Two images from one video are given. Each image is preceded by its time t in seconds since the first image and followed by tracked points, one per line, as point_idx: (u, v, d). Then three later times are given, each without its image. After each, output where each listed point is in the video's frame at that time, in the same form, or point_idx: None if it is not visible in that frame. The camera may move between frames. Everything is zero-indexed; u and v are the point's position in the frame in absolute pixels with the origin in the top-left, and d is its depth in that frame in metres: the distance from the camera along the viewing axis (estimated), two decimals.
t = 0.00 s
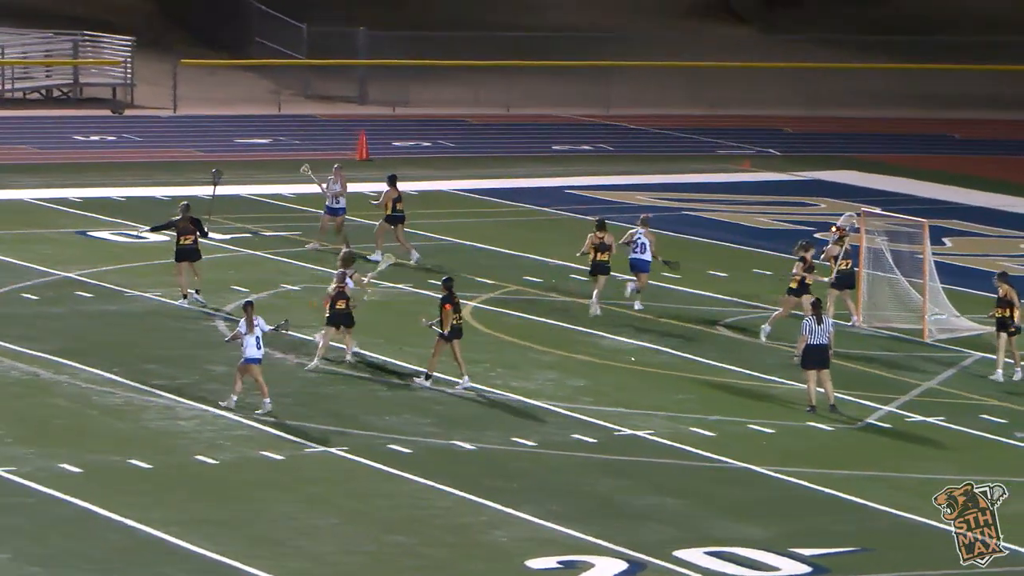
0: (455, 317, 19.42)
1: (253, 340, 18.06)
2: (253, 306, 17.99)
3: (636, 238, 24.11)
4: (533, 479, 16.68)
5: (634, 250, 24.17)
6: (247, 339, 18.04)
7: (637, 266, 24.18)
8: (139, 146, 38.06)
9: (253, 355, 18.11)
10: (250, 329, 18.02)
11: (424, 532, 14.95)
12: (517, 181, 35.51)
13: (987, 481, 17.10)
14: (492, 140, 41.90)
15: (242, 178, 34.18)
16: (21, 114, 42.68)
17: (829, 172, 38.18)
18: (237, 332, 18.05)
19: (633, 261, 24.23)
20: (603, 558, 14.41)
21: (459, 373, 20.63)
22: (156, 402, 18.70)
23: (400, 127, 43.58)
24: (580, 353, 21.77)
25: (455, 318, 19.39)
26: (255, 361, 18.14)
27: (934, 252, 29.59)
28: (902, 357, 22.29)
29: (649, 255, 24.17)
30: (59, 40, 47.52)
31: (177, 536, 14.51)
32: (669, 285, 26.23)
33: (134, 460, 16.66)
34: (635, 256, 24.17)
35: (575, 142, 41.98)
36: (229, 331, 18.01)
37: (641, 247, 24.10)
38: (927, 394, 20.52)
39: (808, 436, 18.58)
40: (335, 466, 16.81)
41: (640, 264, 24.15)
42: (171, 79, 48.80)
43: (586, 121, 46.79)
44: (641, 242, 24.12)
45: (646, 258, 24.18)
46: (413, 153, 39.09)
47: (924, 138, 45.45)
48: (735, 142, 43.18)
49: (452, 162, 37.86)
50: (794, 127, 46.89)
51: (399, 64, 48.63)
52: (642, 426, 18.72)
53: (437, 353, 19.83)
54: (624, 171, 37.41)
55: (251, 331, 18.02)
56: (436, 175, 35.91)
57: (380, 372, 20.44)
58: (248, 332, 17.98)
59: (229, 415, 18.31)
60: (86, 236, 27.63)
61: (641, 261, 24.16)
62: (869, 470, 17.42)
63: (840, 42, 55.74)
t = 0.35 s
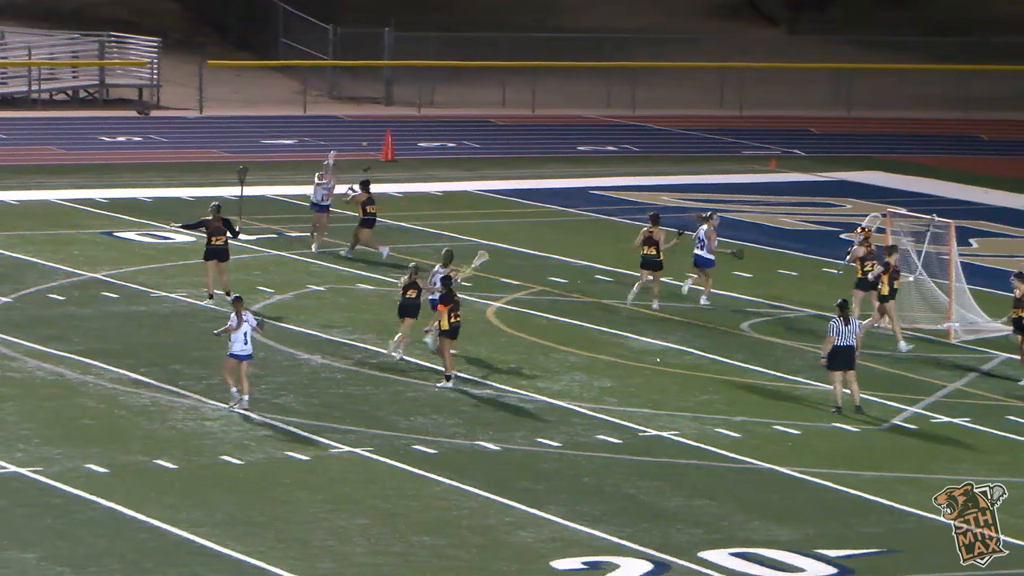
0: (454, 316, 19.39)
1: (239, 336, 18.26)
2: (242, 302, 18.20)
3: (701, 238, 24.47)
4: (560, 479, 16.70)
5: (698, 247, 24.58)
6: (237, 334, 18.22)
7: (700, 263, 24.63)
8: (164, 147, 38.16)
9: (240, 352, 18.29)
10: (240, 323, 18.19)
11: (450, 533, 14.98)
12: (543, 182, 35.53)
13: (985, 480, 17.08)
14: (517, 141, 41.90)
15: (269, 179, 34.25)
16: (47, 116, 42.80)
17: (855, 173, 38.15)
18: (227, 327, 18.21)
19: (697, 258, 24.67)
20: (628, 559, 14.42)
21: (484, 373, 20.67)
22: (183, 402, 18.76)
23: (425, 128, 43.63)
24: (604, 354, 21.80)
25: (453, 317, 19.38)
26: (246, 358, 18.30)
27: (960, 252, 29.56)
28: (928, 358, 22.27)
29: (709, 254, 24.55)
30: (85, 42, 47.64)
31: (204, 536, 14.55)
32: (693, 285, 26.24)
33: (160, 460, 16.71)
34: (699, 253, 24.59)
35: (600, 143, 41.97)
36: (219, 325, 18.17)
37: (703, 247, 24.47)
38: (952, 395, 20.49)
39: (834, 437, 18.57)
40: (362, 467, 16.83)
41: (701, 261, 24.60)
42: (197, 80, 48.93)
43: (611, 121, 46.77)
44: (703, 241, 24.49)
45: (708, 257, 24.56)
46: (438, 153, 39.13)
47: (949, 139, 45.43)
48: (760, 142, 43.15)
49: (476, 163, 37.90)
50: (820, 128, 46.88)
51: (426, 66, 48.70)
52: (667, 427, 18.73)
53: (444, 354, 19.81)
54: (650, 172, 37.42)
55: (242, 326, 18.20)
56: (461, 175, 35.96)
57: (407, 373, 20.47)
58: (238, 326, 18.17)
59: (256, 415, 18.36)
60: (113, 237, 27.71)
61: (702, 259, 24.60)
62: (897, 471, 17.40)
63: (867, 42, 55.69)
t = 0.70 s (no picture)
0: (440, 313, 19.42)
1: (215, 335, 18.26)
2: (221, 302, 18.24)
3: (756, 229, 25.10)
4: (571, 479, 16.70)
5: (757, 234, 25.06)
6: (213, 332, 18.25)
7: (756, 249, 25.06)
8: (175, 147, 38.19)
9: (214, 351, 18.30)
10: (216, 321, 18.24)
11: (461, 533, 14.98)
12: (553, 181, 35.52)
13: (989, 481, 17.07)
14: (528, 141, 41.89)
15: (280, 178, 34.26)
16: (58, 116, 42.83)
17: (866, 173, 38.13)
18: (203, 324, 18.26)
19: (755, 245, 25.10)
20: (639, 558, 14.42)
21: (495, 373, 20.66)
22: (195, 402, 18.77)
23: (436, 128, 43.64)
24: (615, 353, 21.80)
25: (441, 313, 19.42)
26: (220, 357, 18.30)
27: (972, 252, 29.53)
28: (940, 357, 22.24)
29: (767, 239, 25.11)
30: (96, 41, 47.71)
31: (217, 536, 14.56)
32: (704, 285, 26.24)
33: (171, 459, 16.72)
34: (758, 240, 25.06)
35: (611, 143, 41.97)
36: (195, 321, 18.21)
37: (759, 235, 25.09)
38: (964, 395, 20.47)
39: (845, 437, 18.56)
40: (373, 467, 16.83)
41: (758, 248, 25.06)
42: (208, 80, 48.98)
43: (623, 121, 46.74)
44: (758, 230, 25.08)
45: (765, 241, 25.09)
46: (449, 153, 39.15)
47: (961, 138, 45.40)
48: (772, 142, 43.12)
49: (487, 163, 37.90)
50: (831, 128, 46.86)
51: (438, 66, 48.71)
52: (678, 426, 18.72)
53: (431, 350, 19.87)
54: (661, 172, 37.41)
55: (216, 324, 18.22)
56: (472, 175, 35.97)
57: (418, 373, 20.47)
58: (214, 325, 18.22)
59: (266, 416, 18.37)
60: (124, 237, 27.74)
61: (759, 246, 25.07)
62: (908, 471, 17.39)
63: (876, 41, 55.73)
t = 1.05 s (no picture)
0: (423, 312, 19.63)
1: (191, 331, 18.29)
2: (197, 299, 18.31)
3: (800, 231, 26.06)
4: (576, 479, 16.69)
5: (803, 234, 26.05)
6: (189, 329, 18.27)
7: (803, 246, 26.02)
8: (180, 146, 38.20)
9: (193, 347, 18.29)
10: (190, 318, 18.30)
11: (466, 532, 14.98)
12: (558, 181, 35.51)
13: (993, 481, 17.05)
14: (533, 140, 41.89)
15: (285, 177, 34.25)
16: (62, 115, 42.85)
17: (871, 172, 38.11)
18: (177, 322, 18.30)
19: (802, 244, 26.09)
20: (643, 558, 14.41)
21: (500, 372, 20.65)
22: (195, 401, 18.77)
23: (439, 127, 43.64)
24: (620, 353, 21.79)
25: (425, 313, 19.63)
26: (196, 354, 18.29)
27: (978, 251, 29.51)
28: (945, 358, 22.22)
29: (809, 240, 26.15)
30: (101, 41, 47.71)
31: (222, 536, 14.56)
32: (709, 284, 26.22)
33: (175, 459, 16.72)
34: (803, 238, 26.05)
35: (615, 142, 41.95)
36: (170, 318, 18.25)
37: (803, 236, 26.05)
38: (969, 395, 20.45)
39: (850, 437, 18.55)
40: (379, 466, 16.82)
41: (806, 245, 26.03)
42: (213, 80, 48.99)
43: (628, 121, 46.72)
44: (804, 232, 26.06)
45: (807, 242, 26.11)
46: (454, 153, 39.15)
47: (967, 138, 45.37)
48: (778, 141, 43.10)
49: (492, 162, 37.89)
50: (836, 127, 46.83)
51: (443, 65, 48.69)
52: (684, 426, 18.71)
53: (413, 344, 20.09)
54: (666, 171, 37.41)
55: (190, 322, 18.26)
56: (477, 175, 35.97)
57: (423, 372, 20.47)
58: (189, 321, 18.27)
59: (270, 415, 18.37)
60: (129, 236, 27.75)
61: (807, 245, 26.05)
62: (914, 471, 17.38)
63: (881, 40, 55.69)
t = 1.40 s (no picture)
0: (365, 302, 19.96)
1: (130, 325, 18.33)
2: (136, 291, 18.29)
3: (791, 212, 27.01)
4: (539, 475, 16.74)
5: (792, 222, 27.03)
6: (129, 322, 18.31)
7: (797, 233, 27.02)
8: (144, 142, 38.16)
9: (133, 340, 18.38)
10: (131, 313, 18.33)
11: (432, 529, 15.01)
12: (522, 177, 35.58)
13: (953, 476, 17.16)
14: (496, 136, 41.97)
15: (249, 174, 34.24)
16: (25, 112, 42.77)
17: (835, 168, 38.27)
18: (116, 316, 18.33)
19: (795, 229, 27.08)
20: (607, 554, 14.46)
21: (464, 368, 20.70)
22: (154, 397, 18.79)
23: (404, 123, 43.73)
24: (585, 349, 21.86)
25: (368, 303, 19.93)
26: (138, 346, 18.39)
27: (939, 247, 29.68)
28: (907, 354, 22.34)
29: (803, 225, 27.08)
30: (66, 37, 47.67)
31: (187, 534, 14.56)
32: (672, 281, 26.31)
33: (138, 456, 16.72)
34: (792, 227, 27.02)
35: (579, 139, 42.05)
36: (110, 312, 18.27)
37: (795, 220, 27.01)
38: (930, 390, 20.57)
39: (813, 432, 18.64)
40: (343, 463, 16.85)
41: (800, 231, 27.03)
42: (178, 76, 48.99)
43: (595, 117, 46.83)
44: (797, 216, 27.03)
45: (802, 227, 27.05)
46: (419, 149, 39.20)
47: (930, 134, 45.58)
48: (742, 138, 43.27)
49: (457, 159, 37.95)
50: (800, 123, 47.02)
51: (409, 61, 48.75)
52: (647, 422, 18.79)
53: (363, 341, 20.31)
54: (629, 168, 37.51)
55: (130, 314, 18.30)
56: (440, 171, 36.02)
57: (387, 368, 20.51)
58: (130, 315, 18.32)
59: (233, 412, 18.39)
60: (91, 233, 27.72)
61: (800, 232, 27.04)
62: (875, 466, 17.48)
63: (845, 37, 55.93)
